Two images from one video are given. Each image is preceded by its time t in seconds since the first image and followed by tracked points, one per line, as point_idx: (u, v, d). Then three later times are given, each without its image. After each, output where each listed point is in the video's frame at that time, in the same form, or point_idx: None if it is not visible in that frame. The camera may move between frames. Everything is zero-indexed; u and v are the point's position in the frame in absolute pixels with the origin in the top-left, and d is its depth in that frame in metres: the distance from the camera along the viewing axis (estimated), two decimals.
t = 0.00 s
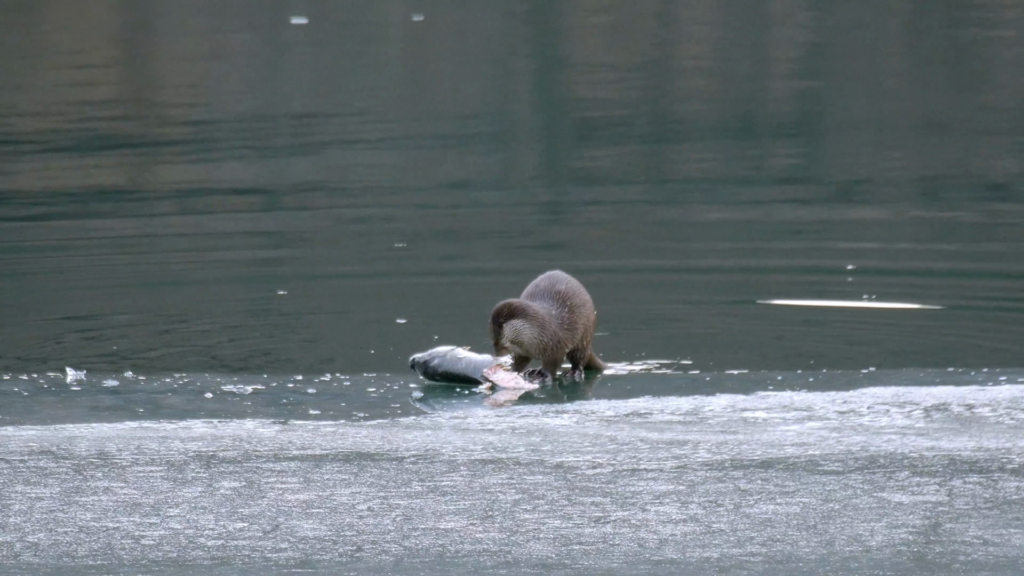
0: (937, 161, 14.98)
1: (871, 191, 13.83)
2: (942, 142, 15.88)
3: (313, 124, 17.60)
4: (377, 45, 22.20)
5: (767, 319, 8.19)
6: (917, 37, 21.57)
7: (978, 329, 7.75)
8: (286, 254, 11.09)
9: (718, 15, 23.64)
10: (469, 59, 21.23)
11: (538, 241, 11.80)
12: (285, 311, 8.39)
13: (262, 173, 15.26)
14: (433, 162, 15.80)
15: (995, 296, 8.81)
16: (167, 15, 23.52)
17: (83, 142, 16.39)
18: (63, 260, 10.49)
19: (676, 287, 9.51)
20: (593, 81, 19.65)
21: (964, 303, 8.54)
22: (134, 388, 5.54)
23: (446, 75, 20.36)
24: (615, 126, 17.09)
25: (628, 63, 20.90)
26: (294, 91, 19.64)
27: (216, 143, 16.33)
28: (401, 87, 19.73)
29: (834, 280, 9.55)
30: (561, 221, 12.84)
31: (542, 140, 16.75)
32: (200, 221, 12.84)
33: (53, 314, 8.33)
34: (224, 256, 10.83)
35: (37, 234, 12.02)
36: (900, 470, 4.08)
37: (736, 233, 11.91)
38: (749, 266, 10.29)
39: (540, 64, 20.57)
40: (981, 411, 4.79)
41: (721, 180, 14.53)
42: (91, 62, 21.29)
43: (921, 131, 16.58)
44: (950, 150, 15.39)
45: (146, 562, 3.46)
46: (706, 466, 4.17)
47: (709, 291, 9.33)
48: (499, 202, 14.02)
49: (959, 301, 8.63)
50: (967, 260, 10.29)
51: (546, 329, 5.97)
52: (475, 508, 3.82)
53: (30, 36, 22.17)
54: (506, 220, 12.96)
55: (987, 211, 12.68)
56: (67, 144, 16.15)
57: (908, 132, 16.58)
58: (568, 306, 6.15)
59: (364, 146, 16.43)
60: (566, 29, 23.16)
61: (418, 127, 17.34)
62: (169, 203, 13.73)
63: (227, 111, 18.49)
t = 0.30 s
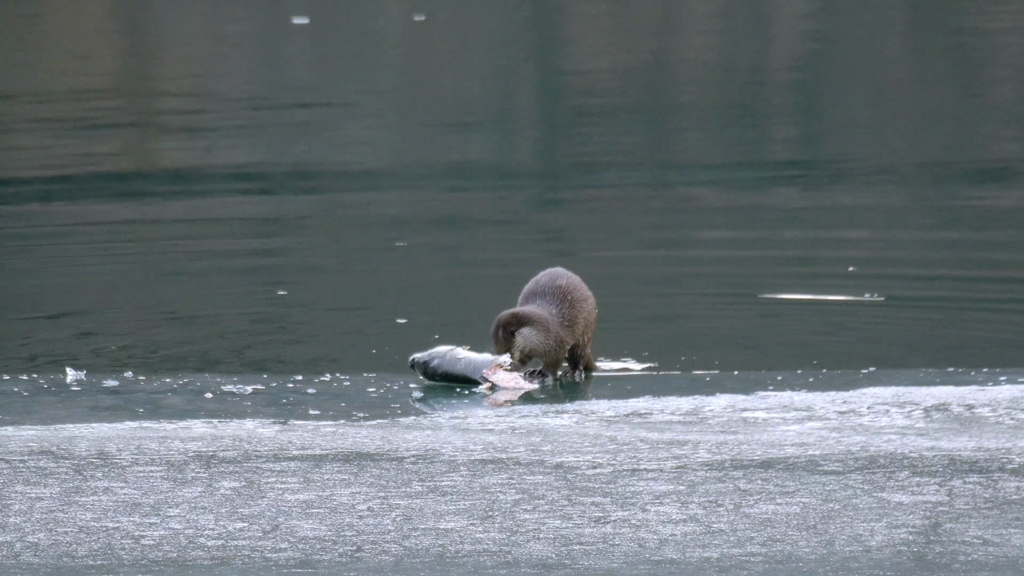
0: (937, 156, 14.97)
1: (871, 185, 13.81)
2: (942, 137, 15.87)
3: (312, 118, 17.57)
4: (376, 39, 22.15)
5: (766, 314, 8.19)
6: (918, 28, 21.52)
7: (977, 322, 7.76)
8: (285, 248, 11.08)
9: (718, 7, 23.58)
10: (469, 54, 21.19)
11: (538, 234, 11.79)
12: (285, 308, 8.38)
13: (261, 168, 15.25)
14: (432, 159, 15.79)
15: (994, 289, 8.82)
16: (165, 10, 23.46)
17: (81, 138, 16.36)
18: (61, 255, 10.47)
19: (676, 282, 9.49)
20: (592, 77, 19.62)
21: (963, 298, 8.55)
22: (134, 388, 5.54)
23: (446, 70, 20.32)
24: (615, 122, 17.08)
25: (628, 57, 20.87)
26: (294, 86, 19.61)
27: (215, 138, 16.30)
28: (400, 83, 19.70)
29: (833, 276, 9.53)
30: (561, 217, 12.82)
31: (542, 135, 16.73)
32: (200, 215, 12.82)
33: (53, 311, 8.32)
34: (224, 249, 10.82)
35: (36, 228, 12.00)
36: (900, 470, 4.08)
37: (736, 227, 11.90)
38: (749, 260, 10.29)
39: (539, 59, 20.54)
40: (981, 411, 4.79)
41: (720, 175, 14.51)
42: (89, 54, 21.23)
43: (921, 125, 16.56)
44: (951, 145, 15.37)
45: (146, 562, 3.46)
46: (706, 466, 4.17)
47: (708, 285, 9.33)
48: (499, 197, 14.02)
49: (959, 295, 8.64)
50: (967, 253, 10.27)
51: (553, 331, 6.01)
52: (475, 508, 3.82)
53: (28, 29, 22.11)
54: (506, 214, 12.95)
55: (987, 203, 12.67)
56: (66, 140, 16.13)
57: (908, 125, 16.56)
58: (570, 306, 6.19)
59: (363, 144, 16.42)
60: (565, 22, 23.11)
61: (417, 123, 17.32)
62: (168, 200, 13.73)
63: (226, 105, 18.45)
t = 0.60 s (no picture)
0: (938, 155, 14.97)
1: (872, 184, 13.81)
2: (943, 134, 15.86)
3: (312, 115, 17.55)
4: (376, 36, 22.12)
5: (767, 312, 8.19)
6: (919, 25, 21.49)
7: (977, 321, 7.76)
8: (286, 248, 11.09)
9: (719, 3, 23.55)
10: (469, 49, 21.17)
11: (539, 232, 11.78)
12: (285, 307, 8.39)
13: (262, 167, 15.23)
14: (433, 156, 15.78)
15: (994, 288, 8.82)
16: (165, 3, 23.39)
17: (81, 137, 16.35)
18: (62, 253, 10.47)
19: (677, 279, 9.48)
20: (593, 74, 19.61)
21: (964, 296, 8.55)
22: (134, 388, 5.54)
23: (446, 65, 20.30)
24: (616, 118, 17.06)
25: (629, 54, 20.85)
26: (294, 80, 19.58)
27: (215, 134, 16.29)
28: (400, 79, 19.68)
29: (834, 273, 9.53)
30: (561, 215, 12.82)
31: (542, 131, 16.71)
32: (200, 213, 12.82)
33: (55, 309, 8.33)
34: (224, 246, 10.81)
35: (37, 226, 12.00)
36: (900, 470, 4.08)
37: (737, 225, 11.91)
38: (749, 258, 10.29)
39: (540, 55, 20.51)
40: (981, 411, 4.79)
41: (721, 174, 14.51)
42: (89, 47, 21.17)
43: (922, 122, 16.55)
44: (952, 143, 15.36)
45: (147, 562, 3.46)
46: (706, 466, 4.17)
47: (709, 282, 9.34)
48: (500, 195, 14.01)
49: (959, 294, 8.64)
50: (967, 250, 10.28)
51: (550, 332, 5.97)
52: (475, 508, 3.82)
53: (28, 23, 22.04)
54: (506, 212, 12.95)
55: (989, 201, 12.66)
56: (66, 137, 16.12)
57: (909, 121, 16.54)
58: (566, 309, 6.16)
59: (364, 142, 16.41)
60: (565, 18, 23.08)
61: (417, 120, 17.31)
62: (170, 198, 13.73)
63: (226, 100, 18.42)
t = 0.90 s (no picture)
0: (937, 152, 14.96)
1: (871, 180, 13.80)
2: (942, 132, 15.86)
3: (311, 113, 17.53)
4: (375, 35, 22.11)
5: (766, 308, 8.19)
6: (917, 24, 21.49)
7: (976, 315, 7.77)
8: (285, 247, 11.08)
9: (719, 1, 23.54)
10: (469, 47, 21.15)
11: (538, 232, 11.79)
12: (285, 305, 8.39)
13: (261, 164, 15.22)
14: (432, 155, 15.77)
15: (993, 283, 8.83)
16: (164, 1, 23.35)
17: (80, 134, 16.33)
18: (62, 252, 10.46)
19: (677, 277, 9.47)
20: (592, 72, 19.60)
21: (962, 291, 8.56)
22: (134, 388, 5.54)
23: (445, 63, 20.28)
24: (615, 116, 17.06)
25: (628, 54, 20.84)
26: (293, 78, 19.56)
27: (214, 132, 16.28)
28: (399, 77, 19.66)
29: (833, 270, 9.52)
30: (561, 213, 12.81)
31: (542, 129, 16.70)
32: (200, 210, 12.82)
33: (54, 309, 8.33)
34: (224, 246, 10.81)
35: (36, 223, 11.99)
36: (900, 470, 4.08)
37: (736, 222, 11.92)
38: (748, 255, 10.29)
39: (539, 54, 20.50)
40: (981, 411, 4.79)
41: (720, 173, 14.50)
42: (87, 43, 21.13)
43: (921, 119, 16.54)
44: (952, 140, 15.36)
45: (147, 562, 3.46)
46: (706, 466, 4.17)
47: (708, 280, 9.34)
48: (499, 191, 14.01)
49: (958, 289, 8.64)
50: (968, 247, 10.26)
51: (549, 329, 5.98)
52: (475, 508, 3.82)
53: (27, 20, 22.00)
54: (506, 209, 12.94)
55: (988, 195, 12.65)
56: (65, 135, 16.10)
57: (908, 119, 16.54)
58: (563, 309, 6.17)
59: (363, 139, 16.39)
60: (565, 16, 23.06)
61: (416, 120, 17.30)
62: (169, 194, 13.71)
63: (225, 98, 18.40)
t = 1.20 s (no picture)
0: (938, 148, 14.94)
1: (873, 174, 13.78)
2: (944, 126, 15.82)
3: (311, 110, 17.51)
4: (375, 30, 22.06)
5: (768, 306, 8.19)
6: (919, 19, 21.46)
7: (977, 313, 7.77)
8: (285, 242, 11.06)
9: None
10: (469, 43, 21.11)
11: (539, 227, 11.77)
12: (287, 301, 8.39)
13: (262, 161, 15.20)
14: (433, 150, 15.75)
15: (993, 282, 8.82)
16: None
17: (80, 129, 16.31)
18: (64, 247, 10.46)
19: (677, 275, 9.47)
20: (593, 67, 19.57)
21: (964, 290, 8.56)
22: (134, 388, 5.54)
23: (446, 58, 20.25)
24: (616, 115, 17.05)
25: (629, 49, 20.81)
26: (293, 73, 19.54)
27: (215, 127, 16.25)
28: (400, 72, 19.63)
29: (835, 267, 9.52)
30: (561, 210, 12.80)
31: (542, 126, 16.68)
32: (201, 206, 12.81)
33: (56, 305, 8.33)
34: (225, 243, 10.81)
35: (36, 218, 11.98)
36: (900, 470, 4.08)
37: (737, 219, 11.92)
38: (749, 252, 10.28)
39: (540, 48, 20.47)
40: (981, 411, 4.79)
41: (720, 170, 14.49)
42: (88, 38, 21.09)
43: (922, 116, 16.52)
44: (953, 135, 15.33)
45: (146, 562, 3.46)
46: (706, 466, 4.17)
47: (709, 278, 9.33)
48: (500, 187, 14.00)
49: (959, 288, 8.64)
50: (968, 244, 10.26)
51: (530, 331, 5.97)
52: (475, 508, 3.82)
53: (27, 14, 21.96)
54: (507, 206, 12.94)
55: (989, 195, 12.65)
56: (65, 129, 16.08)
57: (910, 117, 16.52)
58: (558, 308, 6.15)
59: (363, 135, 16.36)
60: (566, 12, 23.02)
61: (417, 116, 17.28)
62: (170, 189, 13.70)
63: (226, 94, 18.38)
